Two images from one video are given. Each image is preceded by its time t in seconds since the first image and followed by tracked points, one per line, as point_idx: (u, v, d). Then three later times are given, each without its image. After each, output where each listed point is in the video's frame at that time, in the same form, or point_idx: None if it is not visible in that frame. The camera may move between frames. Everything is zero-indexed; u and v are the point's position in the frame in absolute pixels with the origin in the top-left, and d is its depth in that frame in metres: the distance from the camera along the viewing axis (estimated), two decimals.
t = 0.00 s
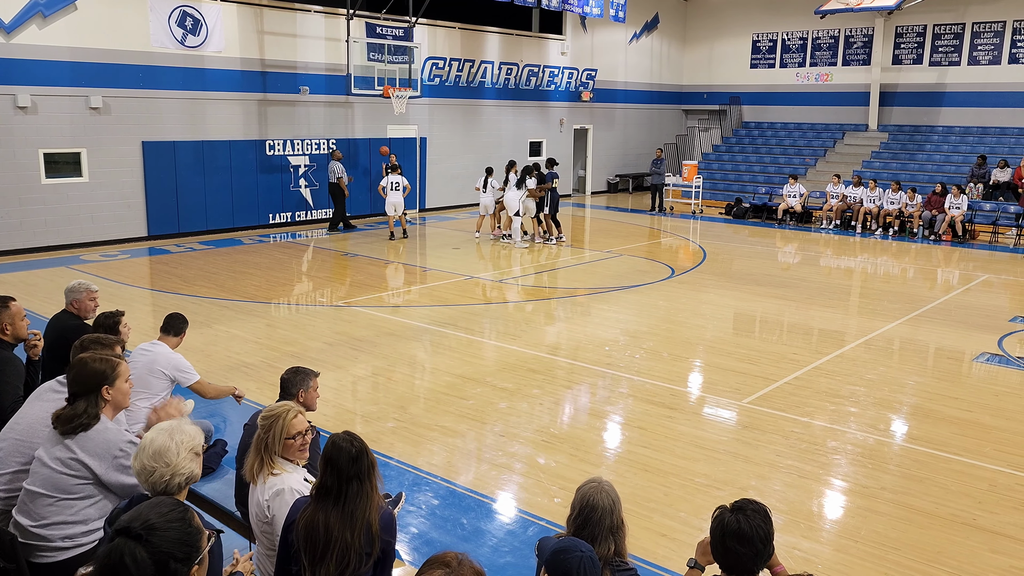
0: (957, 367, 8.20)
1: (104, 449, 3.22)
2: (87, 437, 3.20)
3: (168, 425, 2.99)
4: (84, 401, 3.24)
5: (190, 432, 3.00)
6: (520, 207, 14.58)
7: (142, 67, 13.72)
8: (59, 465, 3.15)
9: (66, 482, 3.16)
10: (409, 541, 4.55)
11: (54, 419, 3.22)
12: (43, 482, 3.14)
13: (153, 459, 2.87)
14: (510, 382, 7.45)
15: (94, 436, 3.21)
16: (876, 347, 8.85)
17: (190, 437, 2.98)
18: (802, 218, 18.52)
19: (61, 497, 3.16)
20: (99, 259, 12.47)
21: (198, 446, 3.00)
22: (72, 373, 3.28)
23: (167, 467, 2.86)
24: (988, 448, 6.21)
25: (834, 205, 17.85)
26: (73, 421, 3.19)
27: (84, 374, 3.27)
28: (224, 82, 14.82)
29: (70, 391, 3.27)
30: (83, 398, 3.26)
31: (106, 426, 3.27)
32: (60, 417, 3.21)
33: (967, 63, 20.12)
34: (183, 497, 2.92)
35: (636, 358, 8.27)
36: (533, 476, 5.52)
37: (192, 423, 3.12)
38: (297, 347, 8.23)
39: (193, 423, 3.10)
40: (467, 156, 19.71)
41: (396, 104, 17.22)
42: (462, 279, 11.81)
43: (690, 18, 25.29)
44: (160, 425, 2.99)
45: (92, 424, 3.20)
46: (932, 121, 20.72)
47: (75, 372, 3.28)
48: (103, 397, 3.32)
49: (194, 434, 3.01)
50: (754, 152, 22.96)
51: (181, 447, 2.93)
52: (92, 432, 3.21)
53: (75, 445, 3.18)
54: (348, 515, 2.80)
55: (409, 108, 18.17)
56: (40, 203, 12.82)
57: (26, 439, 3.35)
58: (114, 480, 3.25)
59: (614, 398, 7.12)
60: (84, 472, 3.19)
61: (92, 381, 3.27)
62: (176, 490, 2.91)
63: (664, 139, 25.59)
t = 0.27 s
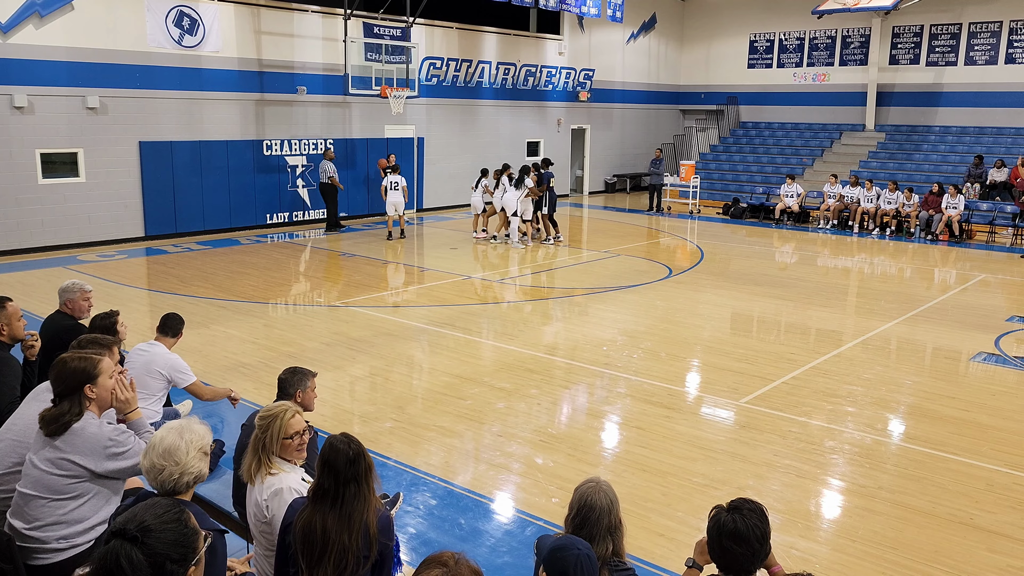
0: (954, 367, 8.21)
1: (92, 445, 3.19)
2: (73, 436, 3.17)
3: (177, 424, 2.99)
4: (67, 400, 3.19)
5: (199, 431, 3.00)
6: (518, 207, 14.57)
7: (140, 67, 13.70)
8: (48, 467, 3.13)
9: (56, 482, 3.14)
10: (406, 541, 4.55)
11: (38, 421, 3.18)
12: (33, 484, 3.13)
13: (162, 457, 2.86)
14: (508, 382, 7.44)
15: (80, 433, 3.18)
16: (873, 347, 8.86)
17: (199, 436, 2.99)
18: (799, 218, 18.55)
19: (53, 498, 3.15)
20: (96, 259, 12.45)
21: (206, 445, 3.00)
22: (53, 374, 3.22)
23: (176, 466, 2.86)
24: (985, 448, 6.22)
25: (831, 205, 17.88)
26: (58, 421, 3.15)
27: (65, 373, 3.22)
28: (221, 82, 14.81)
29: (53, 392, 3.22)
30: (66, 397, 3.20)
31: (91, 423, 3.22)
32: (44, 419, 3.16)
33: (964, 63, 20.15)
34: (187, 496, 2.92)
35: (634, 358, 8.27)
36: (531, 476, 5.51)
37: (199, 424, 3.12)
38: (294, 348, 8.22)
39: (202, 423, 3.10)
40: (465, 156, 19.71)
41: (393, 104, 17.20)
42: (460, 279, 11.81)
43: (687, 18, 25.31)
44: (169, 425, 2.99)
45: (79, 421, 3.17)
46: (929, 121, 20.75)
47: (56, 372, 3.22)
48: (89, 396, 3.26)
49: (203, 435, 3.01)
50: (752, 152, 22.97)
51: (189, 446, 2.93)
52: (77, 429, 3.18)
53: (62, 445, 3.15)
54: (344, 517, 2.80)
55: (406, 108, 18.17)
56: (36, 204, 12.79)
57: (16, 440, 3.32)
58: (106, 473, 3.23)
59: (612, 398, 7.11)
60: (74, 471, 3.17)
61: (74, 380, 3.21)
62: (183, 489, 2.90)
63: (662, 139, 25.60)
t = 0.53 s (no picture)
0: (950, 367, 8.22)
1: (85, 446, 3.18)
2: (65, 437, 3.15)
3: (184, 423, 2.99)
4: (58, 403, 3.18)
5: (204, 430, 3.00)
6: (519, 208, 14.51)
7: (137, 67, 13.69)
8: (41, 469, 3.12)
9: (50, 485, 3.13)
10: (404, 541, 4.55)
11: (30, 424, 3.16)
12: (27, 487, 3.12)
13: (170, 455, 2.85)
14: (505, 382, 7.44)
15: (73, 434, 3.16)
16: (871, 347, 8.87)
17: (205, 435, 2.98)
18: (797, 217, 18.61)
19: (47, 500, 3.14)
20: (92, 259, 12.44)
21: (212, 444, 3.00)
22: (44, 375, 3.21)
23: (183, 464, 2.86)
24: (982, 447, 6.23)
25: (828, 205, 17.90)
26: (49, 423, 3.13)
27: (57, 375, 3.20)
28: (219, 82, 14.80)
29: (44, 393, 3.21)
30: (57, 399, 3.19)
31: (84, 423, 3.21)
32: (36, 421, 3.14)
33: (961, 63, 20.18)
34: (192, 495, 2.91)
35: (631, 358, 8.28)
36: (528, 476, 5.51)
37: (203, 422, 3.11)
38: (291, 348, 8.22)
39: (206, 422, 3.10)
40: (462, 156, 19.70)
41: (391, 104, 17.21)
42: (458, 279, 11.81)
43: (684, 18, 25.32)
44: (174, 424, 2.99)
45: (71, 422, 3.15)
46: (926, 121, 20.78)
47: (48, 373, 3.20)
48: (81, 396, 3.25)
49: (209, 433, 3.01)
50: (749, 152, 22.98)
51: (196, 444, 2.92)
52: (70, 430, 3.16)
53: (55, 447, 3.13)
54: (338, 520, 2.80)
55: (404, 108, 18.17)
56: (33, 204, 12.77)
57: (10, 442, 3.31)
58: (100, 474, 3.22)
59: (609, 398, 7.11)
60: (68, 472, 3.16)
61: (66, 381, 3.20)
62: (190, 487, 2.90)
63: (659, 139, 25.61)
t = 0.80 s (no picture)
0: (948, 366, 8.23)
1: (83, 447, 3.18)
2: (62, 438, 3.14)
3: (181, 423, 2.97)
4: (55, 403, 3.16)
5: (202, 430, 2.99)
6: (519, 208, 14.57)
7: (134, 67, 13.67)
8: (38, 470, 3.12)
9: (47, 486, 3.13)
10: (402, 542, 4.55)
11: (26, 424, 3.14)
12: (23, 487, 3.11)
13: (167, 455, 2.85)
14: (503, 382, 7.44)
15: (69, 436, 3.15)
16: (868, 347, 8.88)
17: (202, 434, 2.97)
18: (793, 218, 18.59)
19: (43, 500, 3.14)
20: (89, 259, 12.41)
21: (209, 444, 2.99)
22: (39, 376, 3.18)
23: (182, 464, 2.86)
24: (979, 447, 6.24)
25: (825, 205, 17.91)
26: (47, 424, 3.12)
27: (52, 376, 3.17)
28: (216, 83, 14.78)
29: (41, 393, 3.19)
30: (54, 400, 3.17)
31: (81, 424, 3.20)
32: (33, 422, 3.13)
33: (958, 63, 20.22)
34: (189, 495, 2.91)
35: (629, 358, 8.28)
36: (526, 476, 5.51)
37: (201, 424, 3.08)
38: (289, 348, 8.21)
39: (204, 422, 3.09)
40: (460, 156, 19.68)
41: (388, 104, 17.20)
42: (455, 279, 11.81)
43: (681, 18, 25.33)
44: (173, 422, 2.98)
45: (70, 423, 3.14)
46: (923, 121, 20.81)
47: (43, 374, 3.18)
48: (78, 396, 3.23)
49: (206, 433, 3.00)
50: (747, 152, 22.98)
51: (194, 444, 2.92)
52: (67, 431, 3.15)
53: (52, 448, 3.13)
54: (334, 522, 2.79)
55: (401, 108, 18.15)
56: (29, 204, 12.74)
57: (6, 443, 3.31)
58: (97, 475, 3.21)
59: (607, 398, 7.12)
60: (65, 473, 3.16)
61: (61, 381, 3.17)
62: (188, 487, 2.89)
63: (656, 139, 25.60)
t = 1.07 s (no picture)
0: (944, 366, 8.24)
1: (82, 448, 3.17)
2: (62, 440, 3.14)
3: (176, 422, 2.97)
4: (54, 404, 3.15)
5: (198, 429, 2.99)
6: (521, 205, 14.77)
7: (131, 67, 13.66)
8: (37, 471, 3.11)
9: (45, 486, 3.13)
10: (399, 542, 4.55)
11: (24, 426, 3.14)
12: (22, 488, 3.11)
13: (163, 455, 2.84)
14: (500, 382, 7.45)
15: (68, 436, 3.15)
16: (864, 346, 8.89)
17: (198, 433, 2.97)
18: (790, 218, 18.62)
19: (41, 501, 3.14)
20: (86, 260, 12.41)
21: (205, 442, 2.99)
22: (38, 378, 3.18)
23: (177, 464, 2.85)
24: (975, 446, 6.25)
25: (822, 205, 17.94)
26: (47, 425, 3.12)
27: (51, 377, 3.17)
28: (214, 83, 14.77)
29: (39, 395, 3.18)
30: (53, 402, 3.16)
31: (80, 425, 3.20)
32: (31, 423, 3.12)
33: (954, 63, 20.25)
34: (184, 494, 2.91)
35: (626, 358, 8.28)
36: (523, 476, 5.52)
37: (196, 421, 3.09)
38: (286, 348, 8.21)
39: (199, 421, 3.08)
40: (457, 156, 19.68)
41: (385, 104, 17.20)
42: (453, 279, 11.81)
43: (679, 18, 25.34)
44: (168, 422, 2.98)
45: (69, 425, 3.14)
46: (919, 121, 20.84)
47: (42, 375, 3.18)
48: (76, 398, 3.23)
49: (201, 432, 2.99)
50: (744, 152, 22.99)
51: (190, 443, 2.91)
52: (66, 431, 3.15)
53: (51, 449, 3.12)
54: (331, 524, 2.79)
55: (398, 108, 18.15)
56: (26, 204, 12.73)
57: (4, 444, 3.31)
58: (96, 476, 3.21)
59: (604, 398, 7.12)
60: (64, 474, 3.15)
61: (60, 383, 3.18)
62: (184, 486, 2.89)
63: (654, 139, 25.62)
